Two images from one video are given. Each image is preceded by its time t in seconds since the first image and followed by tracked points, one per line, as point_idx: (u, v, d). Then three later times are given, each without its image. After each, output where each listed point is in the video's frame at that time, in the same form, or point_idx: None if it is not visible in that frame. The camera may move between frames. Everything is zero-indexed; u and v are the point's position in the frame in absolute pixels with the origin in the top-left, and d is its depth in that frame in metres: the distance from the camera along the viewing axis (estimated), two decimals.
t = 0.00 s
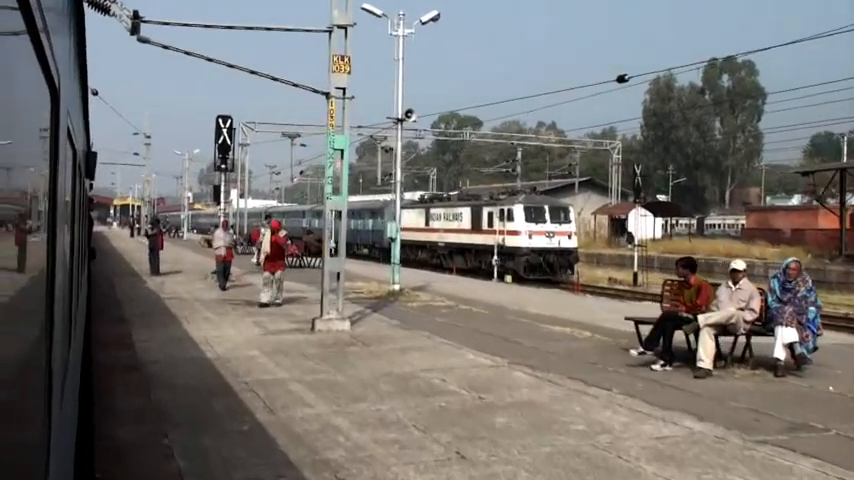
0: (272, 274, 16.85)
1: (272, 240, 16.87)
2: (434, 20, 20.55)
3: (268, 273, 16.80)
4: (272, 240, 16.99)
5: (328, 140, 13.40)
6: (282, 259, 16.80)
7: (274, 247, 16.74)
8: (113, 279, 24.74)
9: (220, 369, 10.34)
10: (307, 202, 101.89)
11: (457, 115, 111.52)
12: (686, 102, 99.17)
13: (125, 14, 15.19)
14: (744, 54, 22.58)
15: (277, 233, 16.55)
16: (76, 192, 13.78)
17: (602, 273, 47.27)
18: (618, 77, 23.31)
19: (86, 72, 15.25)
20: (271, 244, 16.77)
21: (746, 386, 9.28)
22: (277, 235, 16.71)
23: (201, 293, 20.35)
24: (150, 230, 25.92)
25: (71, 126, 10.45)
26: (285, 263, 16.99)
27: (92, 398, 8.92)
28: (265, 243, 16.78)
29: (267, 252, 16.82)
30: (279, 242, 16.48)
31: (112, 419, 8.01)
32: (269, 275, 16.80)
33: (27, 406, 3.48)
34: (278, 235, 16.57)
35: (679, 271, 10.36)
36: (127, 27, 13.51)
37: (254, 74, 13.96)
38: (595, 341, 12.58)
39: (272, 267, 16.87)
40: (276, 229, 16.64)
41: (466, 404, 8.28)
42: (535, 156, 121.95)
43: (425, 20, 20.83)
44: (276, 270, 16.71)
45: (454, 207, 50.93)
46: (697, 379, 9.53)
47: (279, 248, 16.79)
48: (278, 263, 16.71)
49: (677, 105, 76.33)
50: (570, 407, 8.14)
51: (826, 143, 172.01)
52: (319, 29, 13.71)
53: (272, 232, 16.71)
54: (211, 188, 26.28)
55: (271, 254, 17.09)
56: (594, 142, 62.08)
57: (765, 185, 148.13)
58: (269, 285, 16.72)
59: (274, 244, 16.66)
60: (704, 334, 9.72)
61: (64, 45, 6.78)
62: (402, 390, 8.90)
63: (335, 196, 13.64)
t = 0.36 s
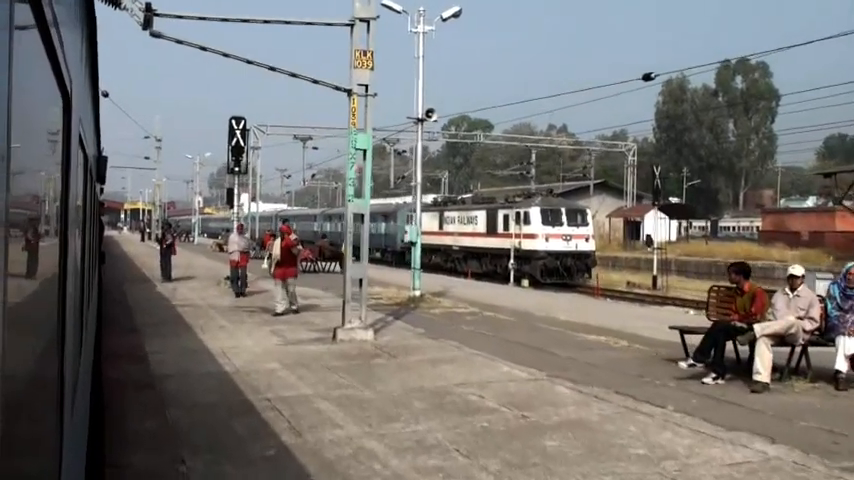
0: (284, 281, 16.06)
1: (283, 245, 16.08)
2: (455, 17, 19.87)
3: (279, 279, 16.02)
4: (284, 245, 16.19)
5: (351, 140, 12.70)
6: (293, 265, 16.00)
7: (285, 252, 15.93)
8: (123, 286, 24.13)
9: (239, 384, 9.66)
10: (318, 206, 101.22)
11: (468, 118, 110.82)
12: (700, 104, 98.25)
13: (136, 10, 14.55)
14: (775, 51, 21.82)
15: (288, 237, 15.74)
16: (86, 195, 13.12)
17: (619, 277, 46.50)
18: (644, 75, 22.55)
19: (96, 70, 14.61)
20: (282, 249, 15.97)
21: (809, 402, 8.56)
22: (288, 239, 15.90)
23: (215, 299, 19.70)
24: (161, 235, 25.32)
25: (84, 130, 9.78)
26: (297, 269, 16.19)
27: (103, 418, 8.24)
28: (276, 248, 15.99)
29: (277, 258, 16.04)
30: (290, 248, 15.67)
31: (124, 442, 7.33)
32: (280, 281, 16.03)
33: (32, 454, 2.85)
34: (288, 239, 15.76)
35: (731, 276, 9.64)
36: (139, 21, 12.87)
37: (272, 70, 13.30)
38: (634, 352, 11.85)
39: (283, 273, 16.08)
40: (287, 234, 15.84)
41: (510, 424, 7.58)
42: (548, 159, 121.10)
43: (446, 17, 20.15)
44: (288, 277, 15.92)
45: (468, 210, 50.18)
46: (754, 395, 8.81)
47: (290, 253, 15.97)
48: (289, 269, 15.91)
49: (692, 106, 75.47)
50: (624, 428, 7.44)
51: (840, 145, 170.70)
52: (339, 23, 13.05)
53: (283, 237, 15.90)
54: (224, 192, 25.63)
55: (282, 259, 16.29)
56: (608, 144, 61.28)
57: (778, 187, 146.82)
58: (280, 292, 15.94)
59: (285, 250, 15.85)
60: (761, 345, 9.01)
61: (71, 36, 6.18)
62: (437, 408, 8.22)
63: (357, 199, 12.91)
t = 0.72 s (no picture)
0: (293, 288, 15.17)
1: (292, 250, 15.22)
2: (473, 14, 19.21)
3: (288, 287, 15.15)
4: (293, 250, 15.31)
5: (370, 138, 12.00)
6: (303, 271, 15.12)
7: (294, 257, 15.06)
8: (129, 292, 23.47)
9: (254, 401, 8.96)
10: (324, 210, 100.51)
11: (475, 122, 110.12)
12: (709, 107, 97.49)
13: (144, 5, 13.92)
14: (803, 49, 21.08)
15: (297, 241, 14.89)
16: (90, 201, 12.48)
17: (633, 282, 45.80)
18: (666, 74, 21.84)
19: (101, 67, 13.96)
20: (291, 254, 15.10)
21: None
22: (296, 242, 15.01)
23: (224, 307, 19.02)
24: (167, 240, 24.67)
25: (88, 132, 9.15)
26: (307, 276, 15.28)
27: (107, 439, 7.55)
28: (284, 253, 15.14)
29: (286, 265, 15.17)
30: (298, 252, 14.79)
31: (130, 467, 6.64)
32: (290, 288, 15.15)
33: None
34: (296, 244, 14.91)
35: (785, 284, 8.87)
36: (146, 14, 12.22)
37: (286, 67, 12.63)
38: (672, 364, 11.13)
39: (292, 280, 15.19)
40: (296, 237, 14.97)
41: (556, 449, 6.89)
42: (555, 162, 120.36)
43: (463, 14, 19.48)
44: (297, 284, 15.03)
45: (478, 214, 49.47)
46: (814, 414, 8.10)
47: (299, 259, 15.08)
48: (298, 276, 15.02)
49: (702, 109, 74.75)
50: (682, 453, 6.75)
51: (848, 149, 169.89)
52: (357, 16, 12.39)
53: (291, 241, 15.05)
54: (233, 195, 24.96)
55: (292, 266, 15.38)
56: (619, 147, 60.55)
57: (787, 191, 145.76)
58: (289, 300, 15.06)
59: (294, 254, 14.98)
60: (821, 360, 8.28)
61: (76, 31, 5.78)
62: (472, 429, 7.54)
63: (376, 202, 12.18)
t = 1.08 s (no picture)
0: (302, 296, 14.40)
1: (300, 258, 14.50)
2: (487, 11, 18.56)
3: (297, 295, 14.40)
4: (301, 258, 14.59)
5: (385, 138, 11.36)
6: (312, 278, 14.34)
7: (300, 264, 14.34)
8: (127, 298, 22.74)
9: (262, 419, 8.27)
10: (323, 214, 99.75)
11: (476, 127, 109.51)
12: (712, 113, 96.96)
13: None
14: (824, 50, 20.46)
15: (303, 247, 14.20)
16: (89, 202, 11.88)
17: (639, 289, 45.12)
18: (683, 76, 21.23)
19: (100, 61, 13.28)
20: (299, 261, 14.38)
21: None
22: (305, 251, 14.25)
23: (226, 314, 18.31)
24: (167, 244, 23.94)
25: (86, 133, 8.56)
26: (316, 283, 14.51)
27: (102, 462, 6.88)
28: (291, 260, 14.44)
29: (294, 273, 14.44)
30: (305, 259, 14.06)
31: None
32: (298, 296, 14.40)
33: None
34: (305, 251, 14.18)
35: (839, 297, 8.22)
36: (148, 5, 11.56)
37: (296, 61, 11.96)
38: (706, 379, 10.44)
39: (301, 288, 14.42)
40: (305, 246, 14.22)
41: None
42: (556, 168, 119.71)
43: (476, 11, 18.85)
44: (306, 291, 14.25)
45: (482, 219, 48.81)
46: None
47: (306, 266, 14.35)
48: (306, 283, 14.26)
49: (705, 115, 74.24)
50: None
51: (849, 156, 169.56)
52: (372, 8, 11.72)
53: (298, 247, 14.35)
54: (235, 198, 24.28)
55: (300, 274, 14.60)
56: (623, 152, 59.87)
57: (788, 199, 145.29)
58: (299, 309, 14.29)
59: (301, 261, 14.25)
60: None
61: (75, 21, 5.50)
62: (506, 454, 6.86)
63: (391, 206, 11.48)
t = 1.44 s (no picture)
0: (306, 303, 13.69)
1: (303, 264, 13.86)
2: (495, 7, 17.95)
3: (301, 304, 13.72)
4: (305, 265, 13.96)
5: (396, 136, 10.74)
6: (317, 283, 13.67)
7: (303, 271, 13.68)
8: (123, 304, 22.09)
9: (271, 438, 7.65)
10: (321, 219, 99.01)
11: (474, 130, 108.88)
12: (710, 115, 96.46)
13: None
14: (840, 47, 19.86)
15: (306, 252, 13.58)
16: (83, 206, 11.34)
17: (642, 292, 44.56)
18: (696, 74, 20.62)
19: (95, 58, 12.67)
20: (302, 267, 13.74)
21: None
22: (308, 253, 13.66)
23: (227, 321, 17.66)
24: (164, 249, 23.27)
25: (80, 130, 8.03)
26: (322, 289, 13.88)
27: None
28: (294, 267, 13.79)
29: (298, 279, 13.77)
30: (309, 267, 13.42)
31: None
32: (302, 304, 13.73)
33: None
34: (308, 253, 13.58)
35: None
36: None
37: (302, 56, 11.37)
38: (740, 391, 9.82)
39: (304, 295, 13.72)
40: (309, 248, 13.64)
41: None
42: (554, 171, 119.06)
43: (483, 7, 18.24)
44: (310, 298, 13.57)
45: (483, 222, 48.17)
46: None
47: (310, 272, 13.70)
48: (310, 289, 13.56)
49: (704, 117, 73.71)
50: None
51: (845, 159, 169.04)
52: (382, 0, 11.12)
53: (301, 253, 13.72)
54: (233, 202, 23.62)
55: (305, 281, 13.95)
56: (623, 155, 59.30)
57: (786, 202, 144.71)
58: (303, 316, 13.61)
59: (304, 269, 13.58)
60: None
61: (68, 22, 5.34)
62: None
63: (404, 209, 10.84)
